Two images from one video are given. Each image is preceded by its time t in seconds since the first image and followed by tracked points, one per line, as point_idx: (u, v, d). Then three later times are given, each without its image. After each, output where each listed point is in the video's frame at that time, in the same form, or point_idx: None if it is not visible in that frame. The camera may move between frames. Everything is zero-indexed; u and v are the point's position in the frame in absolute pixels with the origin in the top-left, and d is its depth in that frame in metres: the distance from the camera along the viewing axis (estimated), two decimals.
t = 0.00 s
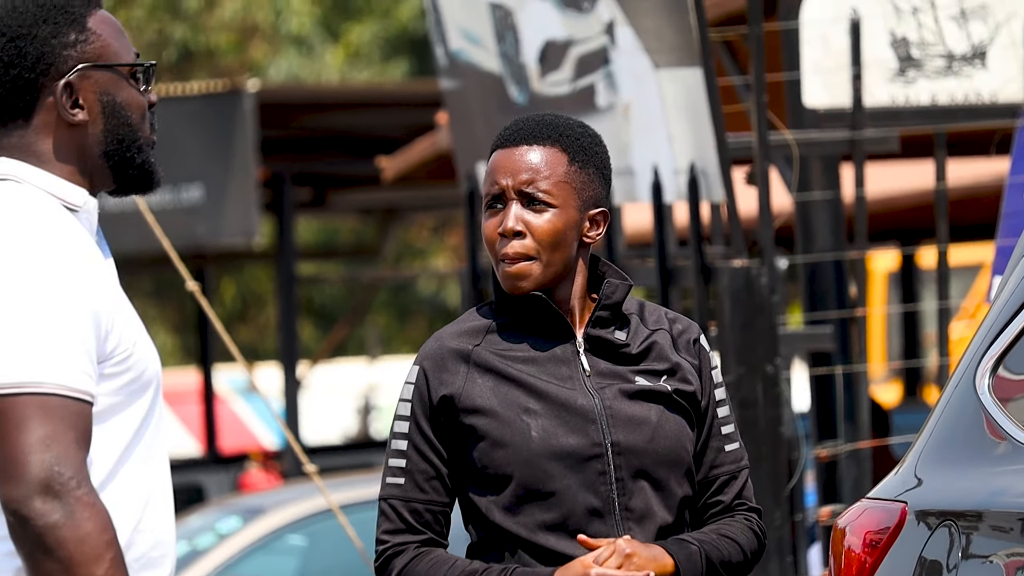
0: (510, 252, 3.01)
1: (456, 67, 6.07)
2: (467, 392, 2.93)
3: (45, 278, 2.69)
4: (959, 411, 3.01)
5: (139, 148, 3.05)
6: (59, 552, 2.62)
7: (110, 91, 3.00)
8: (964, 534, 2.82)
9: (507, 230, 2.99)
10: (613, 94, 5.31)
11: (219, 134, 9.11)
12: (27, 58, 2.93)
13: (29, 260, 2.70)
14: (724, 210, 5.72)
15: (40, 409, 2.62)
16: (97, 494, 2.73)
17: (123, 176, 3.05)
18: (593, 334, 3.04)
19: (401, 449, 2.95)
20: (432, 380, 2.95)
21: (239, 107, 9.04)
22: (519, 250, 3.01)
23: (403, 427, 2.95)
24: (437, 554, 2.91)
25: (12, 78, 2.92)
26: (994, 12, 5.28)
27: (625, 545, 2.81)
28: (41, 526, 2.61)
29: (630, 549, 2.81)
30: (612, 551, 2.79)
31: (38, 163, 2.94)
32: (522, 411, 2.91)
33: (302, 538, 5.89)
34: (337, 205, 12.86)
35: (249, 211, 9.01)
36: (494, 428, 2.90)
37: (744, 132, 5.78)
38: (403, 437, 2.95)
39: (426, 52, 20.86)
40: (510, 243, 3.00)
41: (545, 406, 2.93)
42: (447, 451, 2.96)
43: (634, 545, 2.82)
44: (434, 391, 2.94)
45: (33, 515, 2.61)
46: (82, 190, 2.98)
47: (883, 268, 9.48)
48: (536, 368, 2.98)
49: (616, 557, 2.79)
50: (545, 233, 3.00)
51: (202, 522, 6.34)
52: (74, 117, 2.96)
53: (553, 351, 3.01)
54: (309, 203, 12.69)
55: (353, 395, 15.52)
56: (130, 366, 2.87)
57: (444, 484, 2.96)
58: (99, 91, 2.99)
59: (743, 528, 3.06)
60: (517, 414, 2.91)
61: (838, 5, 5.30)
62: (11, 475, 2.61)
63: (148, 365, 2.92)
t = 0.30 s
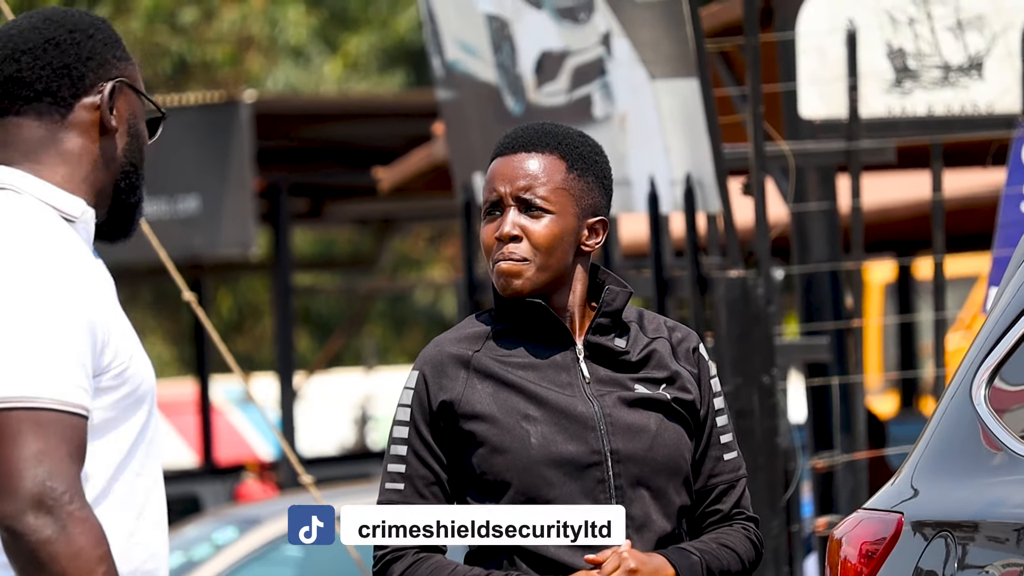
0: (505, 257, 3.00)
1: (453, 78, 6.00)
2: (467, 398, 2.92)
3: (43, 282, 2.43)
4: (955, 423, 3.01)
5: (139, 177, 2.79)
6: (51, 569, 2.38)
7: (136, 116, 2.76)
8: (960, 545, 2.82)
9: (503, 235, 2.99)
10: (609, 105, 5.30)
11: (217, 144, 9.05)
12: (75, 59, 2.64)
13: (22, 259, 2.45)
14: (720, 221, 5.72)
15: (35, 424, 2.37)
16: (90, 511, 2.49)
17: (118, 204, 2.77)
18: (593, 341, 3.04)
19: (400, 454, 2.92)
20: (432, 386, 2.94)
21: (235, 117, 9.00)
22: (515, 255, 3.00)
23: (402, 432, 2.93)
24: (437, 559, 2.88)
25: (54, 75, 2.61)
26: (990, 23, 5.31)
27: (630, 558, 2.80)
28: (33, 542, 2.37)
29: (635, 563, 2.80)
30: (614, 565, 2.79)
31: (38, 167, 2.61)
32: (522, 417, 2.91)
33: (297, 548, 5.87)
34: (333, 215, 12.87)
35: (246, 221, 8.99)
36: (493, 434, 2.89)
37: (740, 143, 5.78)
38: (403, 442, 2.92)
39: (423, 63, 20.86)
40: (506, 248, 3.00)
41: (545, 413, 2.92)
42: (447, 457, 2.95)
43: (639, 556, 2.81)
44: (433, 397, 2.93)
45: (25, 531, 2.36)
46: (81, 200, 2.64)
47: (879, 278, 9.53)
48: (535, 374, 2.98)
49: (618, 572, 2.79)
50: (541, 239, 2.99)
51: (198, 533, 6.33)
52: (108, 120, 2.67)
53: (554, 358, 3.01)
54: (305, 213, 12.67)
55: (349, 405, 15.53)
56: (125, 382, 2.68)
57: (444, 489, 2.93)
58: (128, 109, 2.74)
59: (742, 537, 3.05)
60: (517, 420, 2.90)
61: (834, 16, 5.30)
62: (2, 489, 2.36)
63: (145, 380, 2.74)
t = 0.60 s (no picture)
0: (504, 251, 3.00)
1: (448, 81, 6.10)
2: (462, 402, 2.92)
3: (45, 321, 2.40)
4: (951, 426, 3.01)
5: (159, 221, 2.76)
6: None
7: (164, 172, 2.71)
8: (956, 548, 2.82)
9: (503, 229, 2.99)
10: (605, 108, 5.29)
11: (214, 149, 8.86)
12: (108, 116, 2.60)
13: (26, 303, 2.41)
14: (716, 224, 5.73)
15: (37, 468, 2.37)
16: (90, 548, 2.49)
17: (131, 239, 2.75)
18: (587, 345, 3.03)
19: (395, 457, 2.92)
20: (427, 389, 2.93)
21: (231, 120, 8.83)
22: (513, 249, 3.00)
23: (397, 435, 2.92)
24: (432, 562, 2.88)
25: (79, 127, 2.59)
26: (986, 27, 5.31)
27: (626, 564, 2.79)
28: None
29: (631, 569, 2.79)
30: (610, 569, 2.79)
31: (56, 197, 2.63)
32: (517, 421, 2.91)
33: (293, 551, 5.86)
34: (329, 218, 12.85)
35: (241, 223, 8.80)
36: (488, 438, 2.89)
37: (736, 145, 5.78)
38: (397, 445, 2.92)
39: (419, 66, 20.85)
40: (505, 242, 2.99)
41: (540, 417, 2.92)
42: (442, 459, 2.95)
43: (634, 560, 2.81)
44: (428, 400, 2.93)
45: (25, 571, 2.37)
46: (97, 228, 2.64)
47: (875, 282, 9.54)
48: (530, 378, 2.97)
49: None
50: (541, 234, 2.99)
51: (194, 535, 6.32)
52: (120, 182, 2.66)
53: (550, 361, 3.01)
54: (301, 217, 12.68)
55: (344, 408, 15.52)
56: (125, 415, 2.58)
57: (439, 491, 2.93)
58: (157, 166, 2.69)
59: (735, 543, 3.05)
60: (512, 424, 2.90)
61: (830, 19, 5.31)
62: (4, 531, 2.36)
63: (146, 406, 2.64)
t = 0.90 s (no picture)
0: (508, 249, 3.00)
1: (446, 82, 5.94)
2: (456, 400, 2.92)
3: (48, 310, 2.40)
4: (948, 427, 3.01)
5: (167, 208, 2.76)
6: None
7: (169, 156, 2.72)
8: (953, 549, 2.82)
9: (509, 225, 2.99)
10: (602, 108, 5.29)
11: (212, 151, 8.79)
12: (107, 104, 2.60)
13: (26, 294, 2.41)
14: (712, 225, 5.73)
15: (37, 458, 2.37)
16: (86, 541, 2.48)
17: (139, 232, 2.76)
18: (582, 349, 3.02)
19: (390, 452, 2.91)
20: (422, 386, 2.93)
21: (228, 121, 8.77)
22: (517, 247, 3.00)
23: (391, 431, 2.92)
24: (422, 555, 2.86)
25: (80, 117, 2.59)
26: (983, 27, 5.30)
27: (628, 557, 2.80)
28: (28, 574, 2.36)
29: (632, 562, 2.80)
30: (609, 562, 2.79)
31: (63, 192, 2.62)
32: (511, 421, 2.90)
33: (290, 552, 5.85)
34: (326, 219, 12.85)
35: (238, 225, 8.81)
36: (481, 437, 2.89)
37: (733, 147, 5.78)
38: (392, 441, 2.91)
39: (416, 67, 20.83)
40: (510, 239, 2.99)
41: (534, 418, 2.91)
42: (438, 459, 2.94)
43: (634, 552, 2.82)
44: (423, 395, 2.93)
45: (20, 563, 2.35)
46: (104, 223, 2.64)
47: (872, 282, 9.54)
48: (526, 380, 2.97)
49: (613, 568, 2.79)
50: (545, 234, 3.00)
51: (191, 536, 6.31)
52: (131, 167, 2.66)
53: (545, 364, 3.00)
54: (298, 217, 12.69)
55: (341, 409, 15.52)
56: (128, 412, 2.59)
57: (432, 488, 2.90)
58: (161, 150, 2.70)
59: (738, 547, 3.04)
60: (506, 424, 2.89)
61: (827, 19, 5.30)
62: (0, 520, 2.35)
63: (149, 403, 2.64)
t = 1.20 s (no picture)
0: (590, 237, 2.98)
1: (444, 82, 6.09)
2: (463, 393, 2.92)
3: (53, 297, 2.41)
4: (946, 428, 3.01)
5: (167, 201, 2.75)
6: None
7: (165, 147, 2.71)
8: (952, 549, 2.82)
9: (596, 212, 2.99)
10: (601, 108, 5.30)
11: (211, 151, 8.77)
12: (99, 96, 2.61)
13: (34, 282, 2.42)
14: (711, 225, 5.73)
15: (47, 441, 2.37)
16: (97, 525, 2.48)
17: (140, 225, 2.74)
18: (591, 347, 3.02)
19: (388, 438, 2.92)
20: (429, 376, 2.94)
21: (227, 120, 8.78)
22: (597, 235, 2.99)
23: (392, 417, 2.94)
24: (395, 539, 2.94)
25: (73, 108, 2.59)
26: (982, 28, 5.30)
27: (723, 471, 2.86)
28: (38, 557, 2.36)
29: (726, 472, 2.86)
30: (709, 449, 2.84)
31: (62, 183, 2.63)
32: (518, 415, 2.90)
33: (288, 552, 5.84)
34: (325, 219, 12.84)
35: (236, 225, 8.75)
36: (489, 431, 2.89)
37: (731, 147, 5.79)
38: (392, 426, 2.93)
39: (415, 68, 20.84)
40: (594, 226, 2.98)
41: (542, 412, 2.91)
42: (441, 450, 2.94)
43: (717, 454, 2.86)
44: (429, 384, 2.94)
45: (31, 546, 2.36)
46: (103, 215, 2.64)
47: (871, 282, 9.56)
48: (534, 374, 2.97)
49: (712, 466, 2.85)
50: (617, 224, 3.03)
51: (189, 536, 6.31)
52: (128, 158, 2.65)
53: (556, 360, 3.00)
54: (296, 217, 12.69)
55: (340, 409, 15.51)
56: (137, 400, 2.59)
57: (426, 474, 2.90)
58: (158, 140, 2.69)
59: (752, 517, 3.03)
60: (513, 418, 2.90)
61: (826, 20, 5.30)
62: (10, 505, 2.36)
63: (156, 395, 2.64)
